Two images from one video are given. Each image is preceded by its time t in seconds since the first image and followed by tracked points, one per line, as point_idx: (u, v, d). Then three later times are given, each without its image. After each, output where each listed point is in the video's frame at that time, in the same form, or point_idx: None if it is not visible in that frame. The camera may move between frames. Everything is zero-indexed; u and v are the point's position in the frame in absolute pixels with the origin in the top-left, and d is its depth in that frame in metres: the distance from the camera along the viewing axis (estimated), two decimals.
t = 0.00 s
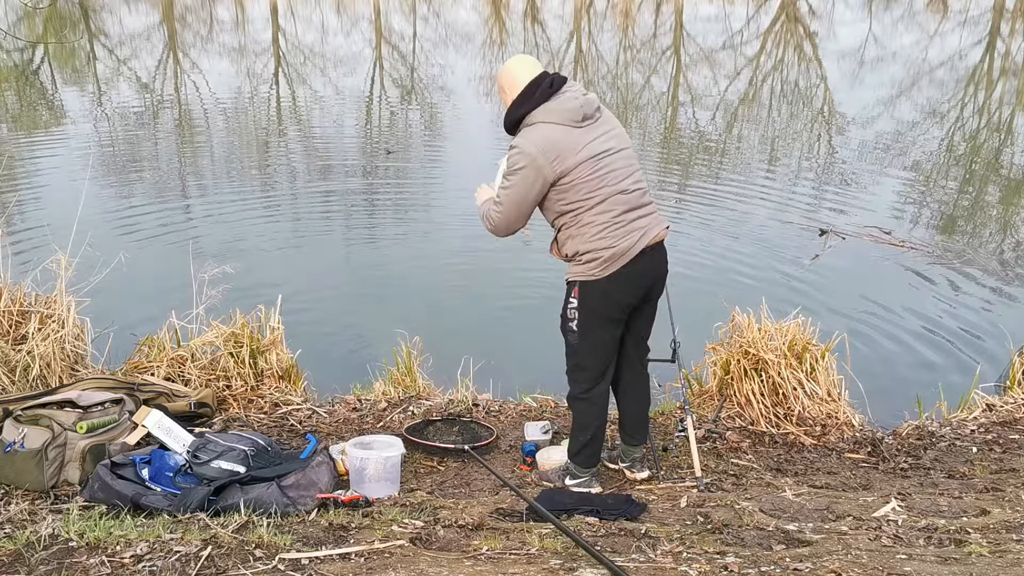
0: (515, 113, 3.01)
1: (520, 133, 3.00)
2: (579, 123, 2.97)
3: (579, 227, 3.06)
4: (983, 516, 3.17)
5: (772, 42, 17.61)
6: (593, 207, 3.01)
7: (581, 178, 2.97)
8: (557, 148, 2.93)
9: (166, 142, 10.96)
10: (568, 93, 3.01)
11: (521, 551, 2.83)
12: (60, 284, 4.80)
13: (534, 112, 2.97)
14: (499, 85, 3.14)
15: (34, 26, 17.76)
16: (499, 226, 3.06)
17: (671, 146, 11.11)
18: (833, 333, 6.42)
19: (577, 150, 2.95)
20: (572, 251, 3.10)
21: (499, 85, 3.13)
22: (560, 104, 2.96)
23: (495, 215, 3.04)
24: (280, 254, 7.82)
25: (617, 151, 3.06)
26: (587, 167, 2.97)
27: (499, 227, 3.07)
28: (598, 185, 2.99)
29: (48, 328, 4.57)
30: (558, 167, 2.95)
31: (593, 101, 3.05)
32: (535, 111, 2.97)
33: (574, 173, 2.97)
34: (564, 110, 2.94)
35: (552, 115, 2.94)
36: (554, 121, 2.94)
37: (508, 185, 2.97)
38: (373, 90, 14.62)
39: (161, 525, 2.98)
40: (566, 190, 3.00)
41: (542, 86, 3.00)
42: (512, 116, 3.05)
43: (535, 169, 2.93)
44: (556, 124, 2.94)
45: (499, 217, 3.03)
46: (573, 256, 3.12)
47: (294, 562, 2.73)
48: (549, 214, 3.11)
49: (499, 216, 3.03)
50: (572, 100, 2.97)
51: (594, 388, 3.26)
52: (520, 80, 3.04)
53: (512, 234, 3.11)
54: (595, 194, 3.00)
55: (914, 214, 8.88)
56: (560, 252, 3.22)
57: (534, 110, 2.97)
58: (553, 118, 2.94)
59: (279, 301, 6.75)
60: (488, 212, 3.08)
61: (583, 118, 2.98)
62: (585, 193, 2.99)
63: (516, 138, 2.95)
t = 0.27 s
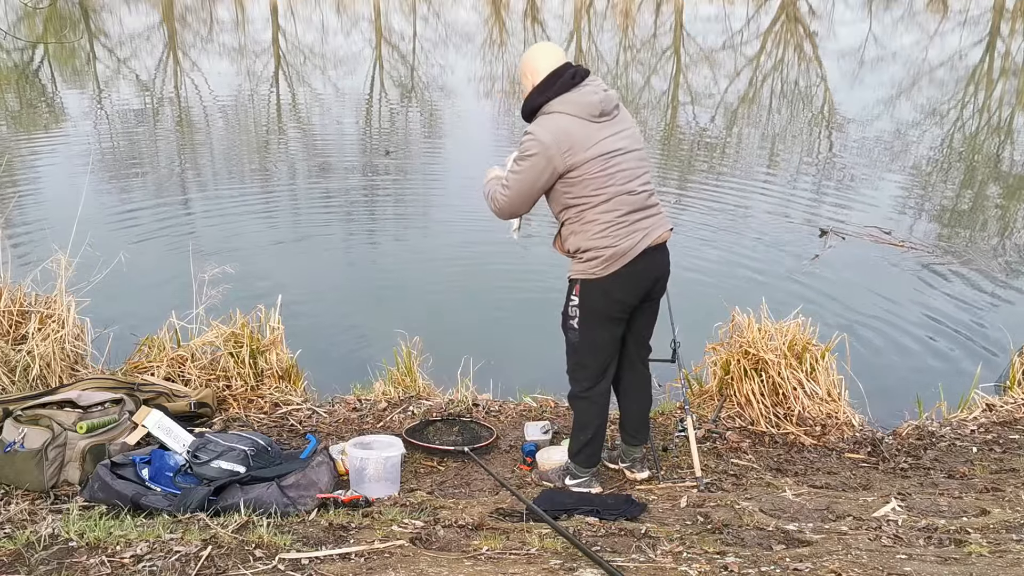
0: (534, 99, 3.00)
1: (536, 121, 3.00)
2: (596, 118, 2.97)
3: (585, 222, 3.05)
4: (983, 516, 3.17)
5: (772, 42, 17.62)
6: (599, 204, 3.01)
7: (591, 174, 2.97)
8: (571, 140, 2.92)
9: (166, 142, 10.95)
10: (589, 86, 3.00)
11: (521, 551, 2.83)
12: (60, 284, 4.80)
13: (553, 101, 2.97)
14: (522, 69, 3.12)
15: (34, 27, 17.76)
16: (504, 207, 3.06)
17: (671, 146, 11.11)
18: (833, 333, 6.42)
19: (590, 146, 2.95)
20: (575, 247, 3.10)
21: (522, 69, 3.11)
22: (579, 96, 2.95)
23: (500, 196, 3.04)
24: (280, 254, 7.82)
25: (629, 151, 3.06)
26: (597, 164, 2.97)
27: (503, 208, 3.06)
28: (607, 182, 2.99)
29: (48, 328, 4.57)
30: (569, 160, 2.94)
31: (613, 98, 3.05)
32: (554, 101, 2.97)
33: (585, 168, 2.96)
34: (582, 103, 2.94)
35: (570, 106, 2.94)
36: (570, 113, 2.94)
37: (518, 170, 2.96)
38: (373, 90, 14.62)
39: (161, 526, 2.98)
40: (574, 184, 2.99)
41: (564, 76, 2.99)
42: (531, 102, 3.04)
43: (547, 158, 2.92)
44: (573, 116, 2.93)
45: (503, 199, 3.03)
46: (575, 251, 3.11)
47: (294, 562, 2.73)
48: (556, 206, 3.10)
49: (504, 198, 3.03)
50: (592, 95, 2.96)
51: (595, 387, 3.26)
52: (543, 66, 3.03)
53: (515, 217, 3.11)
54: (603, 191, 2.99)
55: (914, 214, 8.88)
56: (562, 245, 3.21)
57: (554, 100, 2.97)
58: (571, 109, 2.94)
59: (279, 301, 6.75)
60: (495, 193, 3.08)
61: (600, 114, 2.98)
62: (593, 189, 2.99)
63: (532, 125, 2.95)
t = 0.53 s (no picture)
0: (544, 94, 3.01)
1: (545, 116, 3.00)
2: (604, 117, 2.98)
3: (588, 220, 3.05)
4: (983, 516, 3.17)
5: (772, 42, 17.62)
6: (603, 203, 3.01)
7: (596, 172, 2.97)
8: (579, 137, 2.93)
9: (166, 142, 10.96)
10: (599, 84, 3.01)
11: (521, 551, 2.83)
12: (60, 284, 4.80)
13: (562, 98, 2.97)
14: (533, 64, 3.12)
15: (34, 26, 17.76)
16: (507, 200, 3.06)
17: (671, 146, 11.11)
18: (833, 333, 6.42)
19: (597, 143, 2.95)
20: (578, 244, 3.09)
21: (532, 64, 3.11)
22: (588, 93, 2.96)
23: (504, 189, 3.04)
24: (279, 254, 7.82)
25: (635, 151, 3.06)
26: (603, 162, 2.97)
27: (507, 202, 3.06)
28: (612, 181, 2.99)
29: (48, 328, 4.57)
30: (575, 156, 2.94)
31: (621, 98, 3.05)
32: (563, 97, 2.97)
33: (591, 165, 2.96)
34: (591, 100, 2.94)
35: (578, 103, 2.94)
36: (579, 110, 2.94)
37: (524, 164, 2.96)
38: (374, 90, 14.62)
39: (161, 526, 2.98)
40: (579, 181, 2.99)
41: (574, 73, 2.99)
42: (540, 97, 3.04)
43: (553, 153, 2.92)
44: (581, 113, 2.94)
45: (507, 193, 3.03)
46: (578, 249, 3.11)
47: (294, 562, 2.73)
48: (560, 202, 3.10)
49: (508, 192, 3.03)
50: (601, 93, 2.97)
51: (596, 386, 3.25)
52: (553, 62, 3.03)
53: (518, 212, 3.11)
54: (608, 189, 2.99)
55: (914, 214, 8.88)
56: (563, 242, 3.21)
57: (563, 96, 2.97)
58: (580, 107, 2.94)
59: (279, 301, 6.75)
60: (499, 186, 3.07)
61: (608, 112, 2.98)
62: (597, 187, 2.99)
63: (540, 120, 2.95)
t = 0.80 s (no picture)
0: (546, 93, 3.01)
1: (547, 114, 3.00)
2: (606, 115, 2.97)
3: (589, 219, 3.06)
4: (983, 516, 3.17)
5: (772, 42, 17.62)
6: (604, 203, 3.01)
7: (597, 171, 2.97)
8: (580, 135, 2.93)
9: (165, 142, 10.95)
10: (602, 83, 3.00)
11: (521, 551, 2.83)
12: (60, 284, 4.80)
13: (564, 96, 2.97)
14: (536, 62, 3.12)
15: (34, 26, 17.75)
16: (509, 198, 3.06)
17: (671, 145, 11.11)
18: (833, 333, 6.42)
19: (598, 142, 2.95)
20: (578, 244, 3.09)
21: (535, 62, 3.12)
22: (591, 92, 2.95)
23: (506, 187, 3.04)
24: (279, 254, 7.81)
25: (637, 151, 3.05)
26: (604, 161, 2.97)
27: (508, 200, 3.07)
28: (613, 180, 2.99)
29: (48, 328, 4.57)
30: (576, 155, 2.94)
31: (624, 97, 3.04)
32: (565, 96, 2.96)
33: (592, 164, 2.96)
34: (593, 99, 2.94)
35: (581, 102, 2.93)
36: (581, 108, 2.94)
37: (525, 162, 2.97)
38: (374, 90, 14.62)
39: (161, 526, 2.98)
40: (580, 180, 2.99)
41: (577, 72, 2.99)
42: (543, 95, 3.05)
43: (554, 151, 2.92)
44: (583, 112, 2.94)
45: (509, 191, 3.04)
46: (579, 249, 3.11)
47: (294, 562, 2.73)
48: (561, 201, 3.10)
49: (510, 190, 3.03)
50: (604, 92, 2.96)
51: (597, 386, 3.25)
52: (556, 60, 3.03)
53: (520, 210, 3.12)
54: (609, 189, 2.99)
55: (914, 214, 8.88)
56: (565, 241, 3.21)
57: (565, 94, 2.97)
58: (582, 105, 2.94)
59: (279, 301, 6.75)
60: (501, 185, 3.08)
61: (610, 111, 2.97)
62: (599, 187, 2.99)
63: (542, 118, 2.95)
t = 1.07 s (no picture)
0: (548, 91, 3.00)
1: (549, 112, 3.00)
2: (608, 115, 2.97)
3: (590, 218, 3.05)
4: (983, 516, 3.17)
5: (772, 42, 17.63)
6: (604, 202, 3.02)
7: (597, 170, 2.97)
8: (582, 134, 2.92)
9: (165, 142, 10.95)
10: (604, 83, 3.00)
11: (521, 551, 2.83)
12: (60, 284, 4.80)
13: (566, 95, 2.97)
14: (539, 60, 3.12)
15: (35, 27, 17.76)
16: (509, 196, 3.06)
17: (671, 145, 11.11)
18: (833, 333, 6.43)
19: (600, 141, 2.95)
20: (579, 243, 3.09)
21: (539, 59, 3.11)
22: (593, 91, 2.95)
23: (506, 185, 3.04)
24: (279, 254, 7.81)
25: (638, 151, 3.06)
26: (605, 160, 2.97)
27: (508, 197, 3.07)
28: (614, 179, 2.99)
29: (48, 328, 4.57)
30: (577, 153, 2.94)
31: (627, 97, 3.05)
32: (568, 95, 2.96)
33: (593, 164, 2.97)
34: (596, 98, 2.94)
35: (583, 100, 2.94)
36: (583, 107, 2.94)
37: (526, 160, 2.97)
38: (374, 90, 14.62)
39: (161, 526, 2.98)
40: (581, 178, 2.99)
41: (580, 70, 2.99)
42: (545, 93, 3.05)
43: (556, 149, 2.92)
44: (585, 111, 2.94)
45: (510, 188, 3.04)
46: (580, 248, 3.10)
47: (294, 562, 2.73)
48: (562, 200, 3.10)
49: (510, 187, 3.04)
50: (606, 90, 2.96)
51: (597, 385, 3.25)
52: (559, 58, 3.03)
53: (520, 208, 3.12)
54: (610, 188, 2.99)
55: (915, 214, 8.87)
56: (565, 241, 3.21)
57: (567, 92, 2.97)
58: (585, 104, 2.94)
59: (279, 301, 6.75)
60: (502, 182, 3.08)
61: (612, 110, 2.98)
62: (599, 186, 2.99)
63: (544, 116, 2.95)
